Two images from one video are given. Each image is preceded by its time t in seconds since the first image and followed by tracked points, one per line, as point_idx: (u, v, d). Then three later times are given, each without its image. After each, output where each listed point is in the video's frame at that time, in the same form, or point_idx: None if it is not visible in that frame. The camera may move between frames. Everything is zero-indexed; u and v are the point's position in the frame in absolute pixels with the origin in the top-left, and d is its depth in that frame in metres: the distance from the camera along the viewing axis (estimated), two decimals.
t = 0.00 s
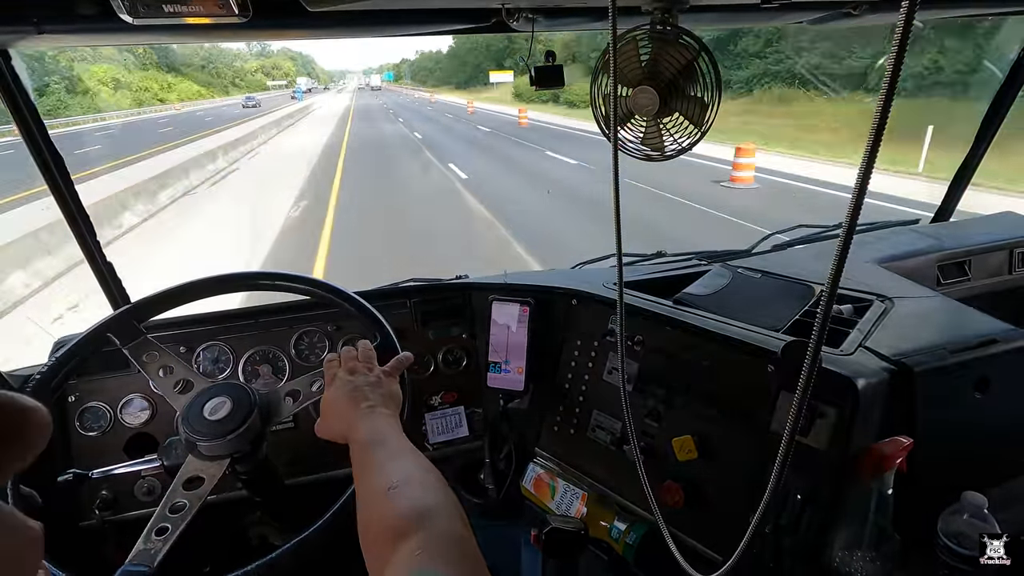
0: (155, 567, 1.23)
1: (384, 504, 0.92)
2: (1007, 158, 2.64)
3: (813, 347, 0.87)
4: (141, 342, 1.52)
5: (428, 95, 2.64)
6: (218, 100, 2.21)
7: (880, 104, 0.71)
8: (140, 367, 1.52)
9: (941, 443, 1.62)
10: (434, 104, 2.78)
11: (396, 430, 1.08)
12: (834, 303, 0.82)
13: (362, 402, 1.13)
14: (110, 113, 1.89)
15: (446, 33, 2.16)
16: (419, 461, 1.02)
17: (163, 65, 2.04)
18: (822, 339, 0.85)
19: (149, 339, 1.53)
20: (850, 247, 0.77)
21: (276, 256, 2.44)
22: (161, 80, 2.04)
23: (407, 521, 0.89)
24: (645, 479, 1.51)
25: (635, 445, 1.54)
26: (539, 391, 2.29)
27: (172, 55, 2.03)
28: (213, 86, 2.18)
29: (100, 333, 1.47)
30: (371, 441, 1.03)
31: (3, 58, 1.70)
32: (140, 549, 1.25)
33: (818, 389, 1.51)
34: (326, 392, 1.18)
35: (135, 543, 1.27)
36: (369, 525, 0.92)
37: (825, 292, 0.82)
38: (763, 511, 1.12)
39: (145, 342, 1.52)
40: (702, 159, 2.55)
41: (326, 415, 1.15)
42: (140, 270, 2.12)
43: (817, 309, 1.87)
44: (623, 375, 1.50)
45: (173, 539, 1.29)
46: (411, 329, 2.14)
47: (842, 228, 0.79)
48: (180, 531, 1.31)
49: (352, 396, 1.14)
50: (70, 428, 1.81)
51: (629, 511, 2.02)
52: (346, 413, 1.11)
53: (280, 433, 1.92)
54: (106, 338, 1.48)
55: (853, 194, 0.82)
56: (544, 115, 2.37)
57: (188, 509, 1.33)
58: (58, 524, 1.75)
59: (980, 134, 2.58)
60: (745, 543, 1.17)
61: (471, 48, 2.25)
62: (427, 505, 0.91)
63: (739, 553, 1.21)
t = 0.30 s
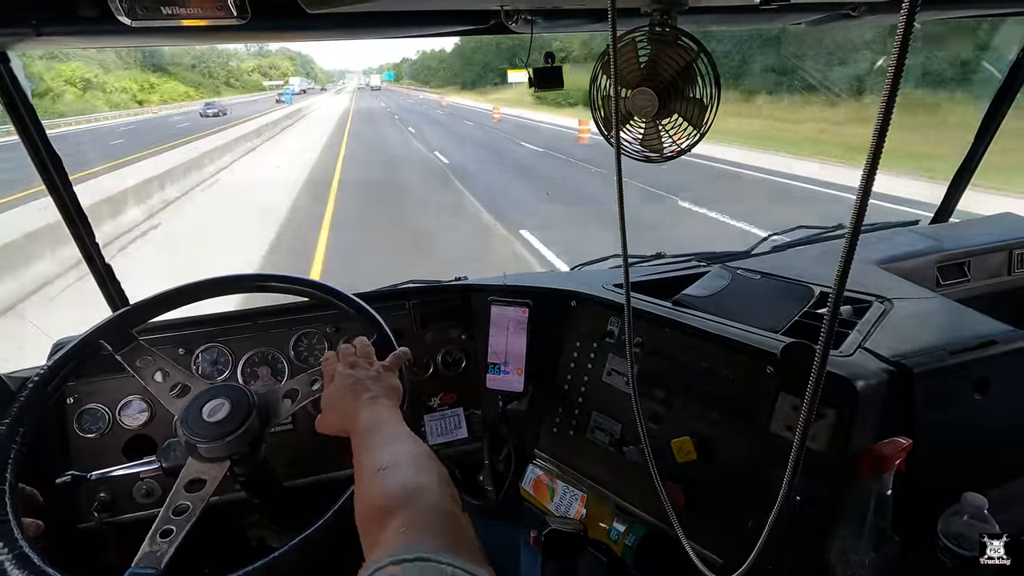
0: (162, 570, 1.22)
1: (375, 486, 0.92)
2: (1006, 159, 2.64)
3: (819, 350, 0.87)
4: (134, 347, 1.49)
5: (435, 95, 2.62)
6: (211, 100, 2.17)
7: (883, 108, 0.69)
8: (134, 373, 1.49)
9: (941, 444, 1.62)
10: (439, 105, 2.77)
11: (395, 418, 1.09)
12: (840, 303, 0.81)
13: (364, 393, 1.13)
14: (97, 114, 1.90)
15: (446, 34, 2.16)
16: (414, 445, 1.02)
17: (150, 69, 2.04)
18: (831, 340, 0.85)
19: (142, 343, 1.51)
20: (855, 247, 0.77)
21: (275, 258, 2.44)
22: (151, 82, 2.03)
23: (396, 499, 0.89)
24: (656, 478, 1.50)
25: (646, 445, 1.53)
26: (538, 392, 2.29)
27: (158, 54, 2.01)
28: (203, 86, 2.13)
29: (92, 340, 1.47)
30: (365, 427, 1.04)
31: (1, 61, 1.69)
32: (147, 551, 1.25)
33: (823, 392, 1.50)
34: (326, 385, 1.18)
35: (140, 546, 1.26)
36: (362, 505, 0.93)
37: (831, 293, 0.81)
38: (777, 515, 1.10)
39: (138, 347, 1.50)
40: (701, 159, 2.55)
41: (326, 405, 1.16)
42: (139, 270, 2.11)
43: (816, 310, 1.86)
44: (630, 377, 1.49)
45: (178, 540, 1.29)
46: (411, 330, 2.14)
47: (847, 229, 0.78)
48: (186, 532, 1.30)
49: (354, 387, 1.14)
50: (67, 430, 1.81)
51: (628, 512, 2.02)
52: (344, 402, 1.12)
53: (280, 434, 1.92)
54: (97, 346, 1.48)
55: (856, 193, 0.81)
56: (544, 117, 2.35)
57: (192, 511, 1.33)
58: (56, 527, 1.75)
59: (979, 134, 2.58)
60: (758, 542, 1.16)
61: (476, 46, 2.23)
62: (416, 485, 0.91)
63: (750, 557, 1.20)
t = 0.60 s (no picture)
0: (148, 569, 1.21)
1: (386, 503, 0.92)
2: (1004, 160, 2.65)
3: (816, 351, 0.86)
4: (140, 341, 1.50)
5: (437, 96, 2.62)
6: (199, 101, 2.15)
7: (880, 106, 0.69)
8: (139, 367, 1.50)
9: (939, 444, 1.62)
10: (443, 106, 2.77)
11: (395, 432, 1.09)
12: (837, 304, 0.82)
13: (361, 403, 1.13)
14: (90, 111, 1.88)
15: (445, 34, 2.17)
16: (417, 460, 1.03)
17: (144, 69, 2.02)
18: (826, 343, 0.84)
19: (148, 338, 1.52)
20: (852, 249, 0.77)
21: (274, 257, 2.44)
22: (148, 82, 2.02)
23: (407, 515, 0.89)
24: (655, 478, 1.50)
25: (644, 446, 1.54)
26: (537, 392, 2.29)
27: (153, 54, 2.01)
28: (192, 86, 2.11)
29: (101, 330, 1.48)
30: (368, 442, 1.04)
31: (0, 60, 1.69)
32: (134, 550, 1.23)
33: (821, 392, 1.50)
34: (324, 395, 1.18)
35: (128, 545, 1.24)
36: (370, 521, 0.92)
37: (828, 293, 0.81)
38: (773, 512, 1.11)
39: (143, 341, 1.51)
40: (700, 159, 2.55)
41: (323, 417, 1.15)
42: (137, 269, 2.11)
43: (815, 310, 1.87)
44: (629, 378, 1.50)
45: (166, 540, 1.27)
46: (409, 330, 2.14)
47: (843, 230, 0.78)
48: (175, 532, 1.29)
49: (352, 399, 1.14)
50: (66, 429, 1.81)
51: (626, 511, 2.02)
52: (343, 415, 1.12)
53: (278, 433, 1.92)
54: (106, 336, 1.49)
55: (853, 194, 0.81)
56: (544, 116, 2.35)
57: (182, 510, 1.33)
58: (55, 528, 1.74)
59: (977, 135, 2.59)
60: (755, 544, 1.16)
61: (488, 44, 2.20)
62: (427, 501, 0.92)
63: (748, 555, 1.20)
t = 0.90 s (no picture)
0: (135, 568, 1.22)
1: (392, 518, 0.92)
2: (1004, 158, 2.65)
3: (813, 346, 0.87)
4: (149, 335, 1.51)
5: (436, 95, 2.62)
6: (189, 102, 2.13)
7: (881, 103, 0.69)
8: (147, 363, 1.50)
9: (938, 443, 1.62)
10: (444, 105, 2.77)
11: (394, 444, 1.09)
12: (834, 303, 0.82)
13: (358, 413, 1.13)
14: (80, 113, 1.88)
15: (445, 33, 2.17)
16: (418, 472, 1.02)
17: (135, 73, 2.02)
18: (822, 340, 0.85)
19: (157, 333, 1.53)
20: (849, 248, 0.77)
21: (275, 257, 2.45)
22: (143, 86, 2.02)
23: (417, 532, 0.89)
24: (644, 480, 1.50)
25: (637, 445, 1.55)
26: (537, 391, 2.29)
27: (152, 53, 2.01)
28: (181, 86, 2.10)
29: (111, 324, 1.49)
30: (370, 455, 1.03)
31: None
32: (124, 548, 1.23)
33: (817, 390, 1.51)
34: (322, 404, 1.18)
35: (118, 542, 1.25)
36: (375, 537, 0.92)
37: (825, 292, 0.81)
38: (766, 511, 1.10)
39: (153, 336, 1.52)
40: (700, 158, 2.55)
41: (322, 426, 1.14)
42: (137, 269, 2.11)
43: (815, 309, 1.87)
44: (622, 376, 1.50)
45: (156, 539, 1.27)
46: (410, 330, 2.14)
47: (840, 231, 0.78)
48: (165, 531, 1.30)
49: (349, 408, 1.14)
50: (66, 429, 1.81)
51: (626, 510, 2.02)
52: (341, 426, 1.11)
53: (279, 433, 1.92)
54: (115, 330, 1.50)
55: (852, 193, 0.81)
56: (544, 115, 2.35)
57: (176, 509, 1.33)
58: (55, 528, 1.74)
59: (977, 134, 2.59)
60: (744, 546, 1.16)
61: (497, 42, 2.19)
62: (434, 516, 0.92)
63: (740, 555, 1.20)
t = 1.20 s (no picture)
0: (130, 566, 1.20)
1: (400, 529, 0.91)
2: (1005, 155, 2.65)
3: (816, 346, 0.87)
4: (156, 333, 1.52)
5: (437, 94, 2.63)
6: (175, 102, 2.08)
7: (881, 101, 0.69)
8: (154, 360, 1.51)
9: (939, 440, 1.62)
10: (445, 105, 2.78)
11: (394, 452, 1.08)
12: (836, 300, 0.82)
13: (358, 420, 1.13)
14: (77, 112, 1.89)
15: (446, 33, 2.17)
16: (422, 482, 1.02)
17: (117, 73, 1.98)
18: (825, 338, 0.85)
19: (164, 330, 1.53)
20: (852, 245, 0.77)
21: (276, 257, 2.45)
22: (126, 86, 1.98)
23: (426, 544, 0.89)
24: (649, 480, 1.52)
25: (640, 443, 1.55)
26: (538, 390, 2.30)
27: (152, 54, 2.02)
28: (166, 86, 2.06)
29: (119, 321, 1.49)
30: (372, 464, 1.03)
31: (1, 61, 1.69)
32: (121, 545, 1.23)
33: (820, 388, 1.50)
34: (323, 410, 1.18)
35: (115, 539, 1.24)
36: (381, 549, 0.91)
37: (827, 289, 0.82)
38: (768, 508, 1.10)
39: (161, 334, 1.52)
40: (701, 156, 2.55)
41: (322, 433, 1.14)
42: (139, 270, 2.11)
43: (816, 307, 1.87)
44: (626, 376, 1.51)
45: (154, 537, 1.27)
46: (411, 330, 2.14)
47: (842, 229, 0.78)
48: (162, 530, 1.29)
49: (348, 415, 1.14)
50: (69, 430, 1.81)
51: (628, 509, 2.02)
52: (342, 432, 1.11)
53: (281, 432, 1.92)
54: (123, 326, 1.50)
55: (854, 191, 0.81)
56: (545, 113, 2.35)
57: (174, 508, 1.32)
58: (59, 528, 1.75)
59: (978, 131, 2.59)
60: (751, 537, 1.18)
61: (504, 41, 2.17)
62: (442, 528, 0.92)
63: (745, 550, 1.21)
